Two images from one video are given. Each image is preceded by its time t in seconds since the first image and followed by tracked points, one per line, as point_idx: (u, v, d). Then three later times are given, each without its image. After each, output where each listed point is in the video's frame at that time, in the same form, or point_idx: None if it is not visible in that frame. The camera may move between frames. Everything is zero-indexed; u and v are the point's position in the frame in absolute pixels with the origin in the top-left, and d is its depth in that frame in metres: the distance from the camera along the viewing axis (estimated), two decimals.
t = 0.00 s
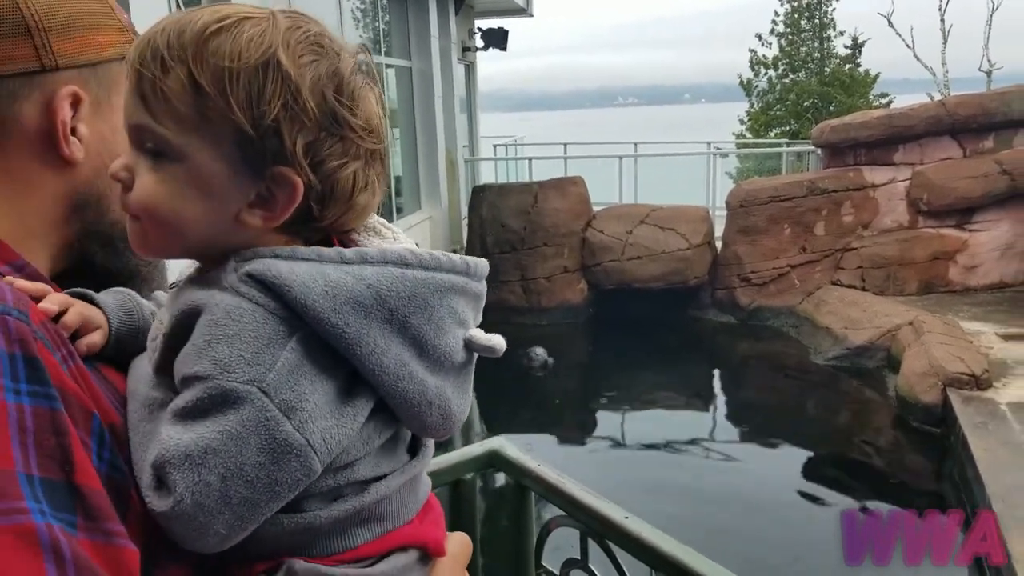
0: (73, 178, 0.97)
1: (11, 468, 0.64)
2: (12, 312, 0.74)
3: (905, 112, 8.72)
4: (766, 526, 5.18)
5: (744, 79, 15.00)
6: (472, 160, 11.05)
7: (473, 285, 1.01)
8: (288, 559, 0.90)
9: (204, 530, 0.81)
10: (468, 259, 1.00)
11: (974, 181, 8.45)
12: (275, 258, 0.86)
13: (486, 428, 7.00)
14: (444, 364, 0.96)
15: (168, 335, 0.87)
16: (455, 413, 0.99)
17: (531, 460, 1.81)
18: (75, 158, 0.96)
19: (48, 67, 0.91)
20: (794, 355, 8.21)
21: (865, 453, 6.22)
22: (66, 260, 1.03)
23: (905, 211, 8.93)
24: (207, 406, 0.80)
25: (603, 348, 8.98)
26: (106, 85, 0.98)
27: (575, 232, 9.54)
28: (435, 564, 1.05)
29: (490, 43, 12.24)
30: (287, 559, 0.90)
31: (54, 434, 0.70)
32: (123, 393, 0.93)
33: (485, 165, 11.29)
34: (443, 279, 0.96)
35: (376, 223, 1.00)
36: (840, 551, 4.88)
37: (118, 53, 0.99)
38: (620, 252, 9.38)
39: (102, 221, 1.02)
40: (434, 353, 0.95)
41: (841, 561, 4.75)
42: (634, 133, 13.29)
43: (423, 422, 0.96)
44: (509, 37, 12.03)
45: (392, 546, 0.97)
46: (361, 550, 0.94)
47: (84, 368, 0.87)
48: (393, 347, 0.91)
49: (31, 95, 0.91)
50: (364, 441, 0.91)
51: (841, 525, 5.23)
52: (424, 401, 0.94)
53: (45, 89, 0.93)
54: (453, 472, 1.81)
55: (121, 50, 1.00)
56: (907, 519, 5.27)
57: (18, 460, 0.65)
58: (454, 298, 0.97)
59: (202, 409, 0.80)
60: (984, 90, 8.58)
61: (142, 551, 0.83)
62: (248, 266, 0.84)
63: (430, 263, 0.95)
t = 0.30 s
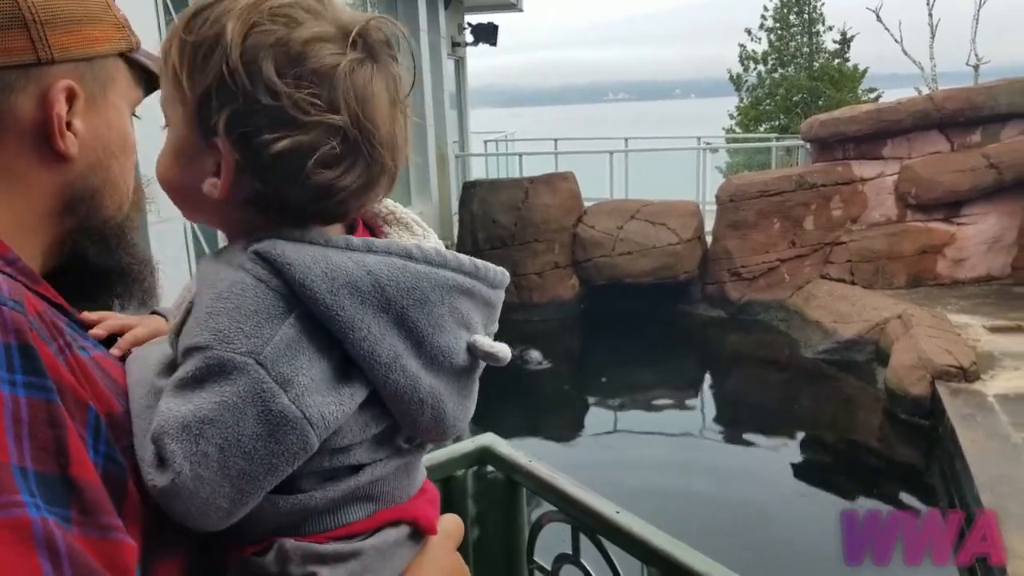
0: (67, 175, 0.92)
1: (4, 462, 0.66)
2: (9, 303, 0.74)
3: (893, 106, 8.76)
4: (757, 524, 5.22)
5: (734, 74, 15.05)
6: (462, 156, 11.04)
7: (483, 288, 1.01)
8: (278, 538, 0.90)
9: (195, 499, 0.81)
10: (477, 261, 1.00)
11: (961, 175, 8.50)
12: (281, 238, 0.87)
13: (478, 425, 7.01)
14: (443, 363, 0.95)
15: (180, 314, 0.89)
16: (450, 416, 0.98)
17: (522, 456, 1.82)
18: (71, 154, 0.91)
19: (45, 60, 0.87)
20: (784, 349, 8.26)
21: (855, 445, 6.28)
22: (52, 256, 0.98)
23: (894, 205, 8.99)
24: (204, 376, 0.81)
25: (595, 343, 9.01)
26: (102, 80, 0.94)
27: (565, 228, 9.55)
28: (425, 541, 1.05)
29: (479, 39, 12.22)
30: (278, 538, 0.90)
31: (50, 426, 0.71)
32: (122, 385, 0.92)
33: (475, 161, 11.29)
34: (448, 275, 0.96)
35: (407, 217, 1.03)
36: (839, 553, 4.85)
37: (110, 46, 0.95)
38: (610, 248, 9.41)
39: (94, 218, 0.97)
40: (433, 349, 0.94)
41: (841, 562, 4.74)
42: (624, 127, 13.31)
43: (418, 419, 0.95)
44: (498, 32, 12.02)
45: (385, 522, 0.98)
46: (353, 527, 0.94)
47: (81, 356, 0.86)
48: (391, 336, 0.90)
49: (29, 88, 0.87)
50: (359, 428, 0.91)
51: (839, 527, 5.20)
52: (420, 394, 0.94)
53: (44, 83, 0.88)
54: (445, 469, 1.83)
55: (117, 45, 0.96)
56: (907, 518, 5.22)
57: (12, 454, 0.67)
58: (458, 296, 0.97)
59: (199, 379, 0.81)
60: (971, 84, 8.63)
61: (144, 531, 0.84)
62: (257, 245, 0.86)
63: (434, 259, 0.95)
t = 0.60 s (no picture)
0: (32, 168, 0.91)
1: None
2: None
3: (880, 99, 8.76)
4: (745, 518, 5.23)
5: (722, 67, 15.03)
6: (450, 150, 11.00)
7: (395, 248, 1.05)
8: (210, 530, 0.93)
9: (96, 411, 0.89)
10: (384, 219, 1.06)
11: (947, 167, 8.46)
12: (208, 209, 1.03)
13: (467, 420, 7.00)
14: (337, 302, 0.99)
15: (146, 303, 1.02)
16: (347, 355, 0.99)
17: (502, 452, 1.80)
18: (34, 147, 0.90)
19: (7, 51, 0.87)
20: (772, 342, 8.28)
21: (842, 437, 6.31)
22: (20, 252, 0.98)
23: (880, 198, 9.00)
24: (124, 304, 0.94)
25: (583, 338, 9.01)
26: (70, 73, 0.94)
27: (553, 222, 9.51)
28: (377, 528, 1.06)
29: (466, 32, 12.16)
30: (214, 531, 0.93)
31: None
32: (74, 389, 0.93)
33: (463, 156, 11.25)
34: (346, 222, 1.02)
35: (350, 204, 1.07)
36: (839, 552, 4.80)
37: (85, 43, 0.97)
38: (598, 242, 9.39)
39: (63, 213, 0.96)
40: (323, 285, 0.99)
41: (841, 562, 4.71)
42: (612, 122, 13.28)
43: (315, 360, 0.98)
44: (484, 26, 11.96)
45: (325, 500, 1.00)
46: (285, 496, 0.97)
47: (23, 366, 0.86)
48: (279, 268, 0.98)
49: None
50: (259, 360, 0.96)
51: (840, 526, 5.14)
52: (307, 323, 0.97)
53: (6, 74, 0.88)
54: (425, 466, 1.82)
55: (88, 39, 0.97)
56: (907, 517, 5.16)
57: None
58: (357, 243, 1.02)
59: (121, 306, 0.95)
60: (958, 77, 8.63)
61: (97, 522, 0.88)
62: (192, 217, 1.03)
63: (331, 209, 1.03)
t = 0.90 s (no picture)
0: None
1: None
2: None
3: (879, 90, 8.66)
4: (741, 512, 5.17)
5: (721, 60, 14.92)
6: (446, 144, 10.94)
7: (332, 233, 1.01)
8: (144, 516, 0.84)
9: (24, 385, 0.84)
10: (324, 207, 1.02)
11: (947, 159, 8.40)
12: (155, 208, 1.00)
13: (462, 414, 6.96)
14: (272, 274, 0.94)
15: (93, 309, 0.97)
16: (279, 326, 0.92)
17: (480, 450, 1.74)
18: None
19: None
20: (769, 336, 8.22)
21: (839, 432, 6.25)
22: None
23: (879, 190, 8.92)
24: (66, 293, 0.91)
25: (579, 332, 8.96)
26: (38, 79, 0.86)
27: (549, 217, 9.46)
28: (317, 512, 0.96)
29: (461, 26, 12.07)
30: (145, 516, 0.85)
31: None
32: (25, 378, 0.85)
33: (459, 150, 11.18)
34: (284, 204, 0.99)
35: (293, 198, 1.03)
36: (839, 551, 4.66)
37: (54, 46, 0.88)
38: (594, 236, 9.33)
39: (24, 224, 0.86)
40: (256, 259, 0.94)
41: (840, 561, 4.58)
42: (609, 115, 13.19)
43: (247, 330, 0.91)
44: (480, 19, 11.87)
45: (261, 481, 0.91)
46: (223, 475, 0.89)
47: None
48: (213, 244, 0.94)
49: None
50: (191, 332, 0.90)
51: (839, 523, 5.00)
52: (239, 294, 0.92)
53: None
54: (401, 465, 1.75)
55: (59, 46, 0.89)
56: (908, 518, 5.05)
57: None
58: (294, 224, 0.98)
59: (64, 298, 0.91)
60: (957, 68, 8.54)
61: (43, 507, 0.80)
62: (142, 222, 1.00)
63: (271, 195, 0.99)
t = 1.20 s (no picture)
0: None
1: None
2: None
3: (886, 83, 8.59)
4: (740, 508, 5.18)
5: (729, 52, 14.85)
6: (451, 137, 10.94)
7: (278, 226, 1.04)
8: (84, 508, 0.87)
9: None
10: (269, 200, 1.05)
11: (953, 153, 8.35)
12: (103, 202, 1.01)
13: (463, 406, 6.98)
14: (215, 266, 0.96)
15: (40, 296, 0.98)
16: (222, 317, 0.95)
17: (461, 446, 1.75)
18: None
19: None
20: (773, 330, 8.20)
21: (840, 426, 6.24)
22: None
23: (885, 183, 8.87)
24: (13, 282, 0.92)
25: (583, 325, 8.96)
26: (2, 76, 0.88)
27: (553, 210, 9.45)
28: (260, 507, 1.00)
29: (466, 18, 12.05)
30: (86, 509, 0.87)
31: None
32: None
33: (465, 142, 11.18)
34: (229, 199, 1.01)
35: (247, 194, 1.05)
36: (838, 550, 4.65)
37: (17, 44, 0.90)
38: (598, 229, 9.33)
39: None
40: (200, 252, 0.96)
41: (840, 560, 4.57)
42: (615, 107, 13.15)
43: (190, 321, 0.94)
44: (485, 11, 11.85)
45: (201, 472, 0.93)
46: (165, 466, 0.91)
47: None
48: (157, 236, 0.95)
49: None
50: (136, 324, 0.92)
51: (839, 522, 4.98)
52: (183, 287, 0.94)
53: None
54: (383, 458, 1.77)
55: (23, 44, 0.90)
56: (908, 517, 5.02)
57: None
58: (239, 217, 1.00)
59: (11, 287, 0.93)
60: (966, 61, 8.46)
61: None
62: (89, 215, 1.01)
63: (216, 190, 1.01)
